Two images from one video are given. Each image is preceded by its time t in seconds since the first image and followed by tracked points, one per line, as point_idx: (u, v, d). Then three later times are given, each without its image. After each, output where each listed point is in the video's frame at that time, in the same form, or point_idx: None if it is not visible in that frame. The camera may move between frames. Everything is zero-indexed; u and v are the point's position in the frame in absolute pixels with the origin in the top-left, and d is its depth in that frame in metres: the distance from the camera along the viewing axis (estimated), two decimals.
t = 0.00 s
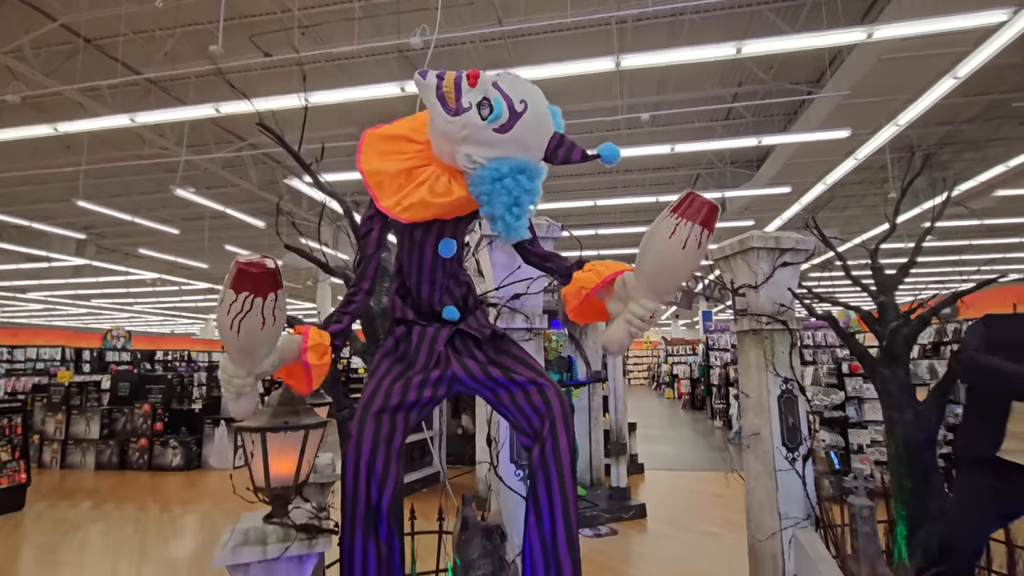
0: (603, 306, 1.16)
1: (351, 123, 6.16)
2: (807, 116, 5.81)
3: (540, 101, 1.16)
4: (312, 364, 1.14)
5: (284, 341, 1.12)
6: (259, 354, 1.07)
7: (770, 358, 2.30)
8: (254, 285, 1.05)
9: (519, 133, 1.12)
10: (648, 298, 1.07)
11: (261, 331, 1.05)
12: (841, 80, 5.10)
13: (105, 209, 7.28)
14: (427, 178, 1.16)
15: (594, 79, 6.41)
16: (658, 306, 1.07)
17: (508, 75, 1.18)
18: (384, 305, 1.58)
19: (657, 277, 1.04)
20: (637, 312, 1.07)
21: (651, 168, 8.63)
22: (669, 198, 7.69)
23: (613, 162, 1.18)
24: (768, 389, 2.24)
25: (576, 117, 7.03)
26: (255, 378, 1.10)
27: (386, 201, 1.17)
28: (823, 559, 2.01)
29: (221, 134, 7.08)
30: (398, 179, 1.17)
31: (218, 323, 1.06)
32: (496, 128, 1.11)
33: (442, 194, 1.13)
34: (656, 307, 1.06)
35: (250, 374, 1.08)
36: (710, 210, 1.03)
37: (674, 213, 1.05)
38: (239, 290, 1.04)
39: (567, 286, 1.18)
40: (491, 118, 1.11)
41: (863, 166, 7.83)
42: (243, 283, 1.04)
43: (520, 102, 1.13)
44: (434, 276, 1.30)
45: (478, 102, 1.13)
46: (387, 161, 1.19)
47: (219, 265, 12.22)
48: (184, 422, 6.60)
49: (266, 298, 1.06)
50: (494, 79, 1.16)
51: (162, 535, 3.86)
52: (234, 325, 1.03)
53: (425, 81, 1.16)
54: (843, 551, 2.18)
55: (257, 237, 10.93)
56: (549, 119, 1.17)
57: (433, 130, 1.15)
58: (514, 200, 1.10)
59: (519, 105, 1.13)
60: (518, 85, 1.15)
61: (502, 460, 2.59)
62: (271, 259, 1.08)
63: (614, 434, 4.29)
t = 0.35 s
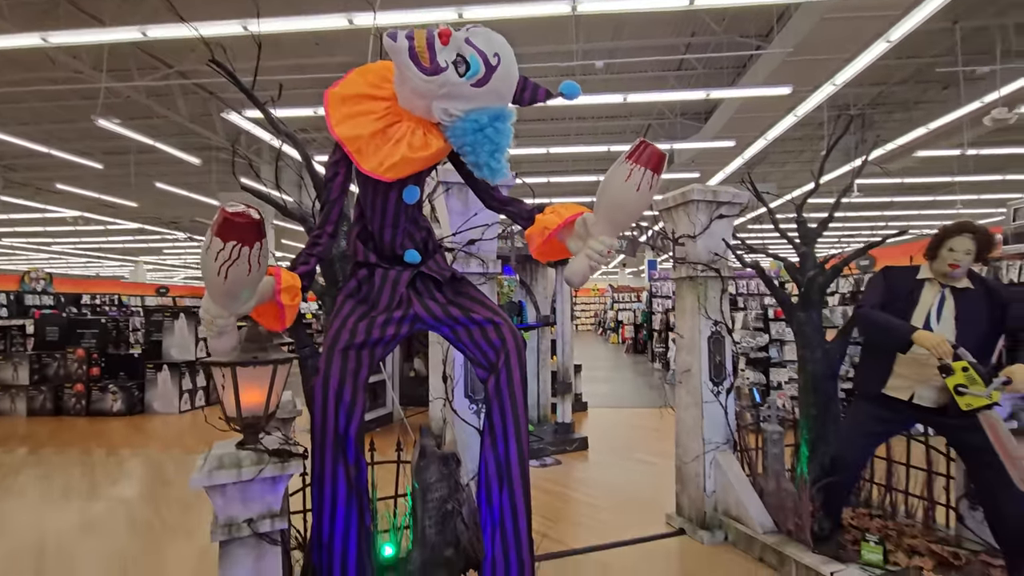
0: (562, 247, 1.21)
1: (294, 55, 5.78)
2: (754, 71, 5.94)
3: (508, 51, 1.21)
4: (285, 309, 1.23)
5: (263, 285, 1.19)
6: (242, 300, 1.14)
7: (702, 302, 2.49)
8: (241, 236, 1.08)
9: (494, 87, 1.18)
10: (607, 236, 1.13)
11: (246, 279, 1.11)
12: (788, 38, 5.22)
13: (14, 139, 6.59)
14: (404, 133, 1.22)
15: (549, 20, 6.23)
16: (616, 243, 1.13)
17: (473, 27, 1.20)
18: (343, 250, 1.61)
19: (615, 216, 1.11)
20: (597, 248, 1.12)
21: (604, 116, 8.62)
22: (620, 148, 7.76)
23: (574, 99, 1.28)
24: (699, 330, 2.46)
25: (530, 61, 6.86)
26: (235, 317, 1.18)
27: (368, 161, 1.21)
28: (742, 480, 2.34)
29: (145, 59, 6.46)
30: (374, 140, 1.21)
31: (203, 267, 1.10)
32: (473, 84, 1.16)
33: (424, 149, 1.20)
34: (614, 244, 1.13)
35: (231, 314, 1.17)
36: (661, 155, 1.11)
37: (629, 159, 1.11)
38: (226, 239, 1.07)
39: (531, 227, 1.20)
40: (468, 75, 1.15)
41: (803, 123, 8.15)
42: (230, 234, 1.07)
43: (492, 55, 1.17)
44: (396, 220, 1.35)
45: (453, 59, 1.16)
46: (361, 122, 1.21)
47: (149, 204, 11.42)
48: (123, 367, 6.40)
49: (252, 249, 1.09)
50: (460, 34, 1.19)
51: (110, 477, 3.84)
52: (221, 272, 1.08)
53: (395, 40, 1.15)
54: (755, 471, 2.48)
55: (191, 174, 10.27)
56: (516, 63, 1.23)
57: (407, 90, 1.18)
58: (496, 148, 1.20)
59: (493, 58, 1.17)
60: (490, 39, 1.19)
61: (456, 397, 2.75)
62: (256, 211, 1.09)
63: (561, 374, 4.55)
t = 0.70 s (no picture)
0: (518, 211, 1.29)
1: (244, 3, 5.47)
2: (717, 34, 5.97)
3: (463, 16, 1.25)
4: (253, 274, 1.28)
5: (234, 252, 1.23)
6: (214, 267, 1.19)
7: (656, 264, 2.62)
8: (213, 211, 1.11)
9: (458, 57, 1.24)
10: (557, 201, 1.21)
11: (219, 250, 1.15)
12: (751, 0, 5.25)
13: None
14: (373, 109, 1.27)
15: None
16: (564, 208, 1.21)
17: None
18: (306, 214, 1.64)
19: (563, 183, 1.18)
20: (548, 213, 1.20)
21: (571, 76, 8.52)
22: (586, 109, 7.72)
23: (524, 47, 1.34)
24: (652, 290, 2.60)
25: (495, 16, 6.67)
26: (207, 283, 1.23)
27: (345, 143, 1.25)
28: (687, 427, 2.54)
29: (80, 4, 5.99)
30: (348, 120, 1.25)
31: (176, 237, 1.13)
32: (438, 56, 1.22)
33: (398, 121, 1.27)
34: (563, 207, 1.21)
35: (203, 280, 1.22)
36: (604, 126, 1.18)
37: (575, 129, 1.18)
38: (198, 213, 1.11)
39: (487, 194, 1.28)
40: (431, 48, 1.20)
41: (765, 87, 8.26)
42: (202, 208, 1.10)
43: (451, 24, 1.22)
44: (357, 186, 1.40)
45: (415, 35, 1.20)
46: (331, 106, 1.24)
47: (93, 162, 10.79)
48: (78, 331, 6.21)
49: (223, 222, 1.13)
50: (416, 7, 1.22)
51: (74, 440, 3.81)
52: (195, 244, 1.12)
53: (358, 26, 1.19)
54: (700, 420, 2.68)
55: (137, 129, 9.71)
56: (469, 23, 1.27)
57: (374, 68, 1.22)
58: (465, 109, 1.30)
59: (452, 27, 1.22)
60: (446, 8, 1.22)
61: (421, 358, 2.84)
62: (227, 185, 1.12)
63: (525, 334, 4.67)
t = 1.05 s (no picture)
0: (469, 199, 1.40)
1: None
2: (691, 16, 6.02)
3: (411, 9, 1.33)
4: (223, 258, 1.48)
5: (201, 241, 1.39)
6: (187, 255, 1.34)
7: (621, 244, 2.73)
8: (182, 203, 1.27)
9: (414, 48, 1.34)
10: (503, 192, 1.33)
11: (189, 239, 1.31)
12: None
13: None
14: (343, 108, 1.35)
15: None
16: (510, 198, 1.34)
17: None
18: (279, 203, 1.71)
19: (509, 176, 1.30)
20: (495, 204, 1.33)
21: (550, 59, 8.51)
22: (565, 93, 7.73)
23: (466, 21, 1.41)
24: (618, 270, 2.72)
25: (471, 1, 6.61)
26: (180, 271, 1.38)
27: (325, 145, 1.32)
28: (652, 399, 2.69)
29: None
30: (324, 123, 1.32)
31: (148, 230, 1.28)
32: (397, 52, 1.31)
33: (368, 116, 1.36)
34: (509, 197, 1.34)
35: (176, 269, 1.36)
36: (545, 121, 1.29)
37: (519, 126, 1.28)
38: (168, 206, 1.26)
39: (441, 184, 1.39)
40: (390, 46, 1.29)
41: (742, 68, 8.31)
42: (172, 203, 1.26)
43: (404, 19, 1.30)
44: (323, 176, 1.48)
45: (373, 38, 1.28)
46: (305, 114, 1.31)
47: (67, 152, 10.59)
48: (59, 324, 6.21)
49: (191, 213, 1.29)
50: (365, 10, 1.29)
51: (60, 430, 3.87)
52: (166, 234, 1.27)
53: (319, 38, 1.26)
54: (666, 393, 2.81)
55: (111, 119, 9.55)
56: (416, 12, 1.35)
57: (340, 72, 1.30)
58: (425, 90, 1.43)
59: (404, 23, 1.30)
60: (395, 5, 1.30)
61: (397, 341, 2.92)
62: (194, 181, 1.28)
63: (503, 317, 4.73)
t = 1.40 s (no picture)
0: (434, 198, 1.50)
1: None
2: (676, 6, 6.04)
3: (365, 13, 1.41)
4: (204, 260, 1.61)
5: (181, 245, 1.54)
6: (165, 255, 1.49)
7: (602, 235, 2.81)
8: (154, 205, 1.44)
9: (375, 51, 1.44)
10: (464, 189, 1.43)
11: (165, 237, 1.47)
12: None
13: None
14: (322, 117, 1.48)
15: None
16: (471, 194, 1.44)
17: (326, 14, 1.38)
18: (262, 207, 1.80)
19: (469, 173, 1.41)
20: (458, 200, 1.43)
21: (539, 52, 8.52)
22: (554, 86, 7.76)
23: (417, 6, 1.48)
24: (599, 261, 2.80)
25: None
26: (163, 272, 1.52)
27: (316, 156, 1.47)
28: (635, 385, 2.79)
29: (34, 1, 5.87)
30: (309, 136, 1.46)
31: (128, 232, 1.45)
32: (361, 59, 1.41)
33: (346, 122, 1.50)
34: (470, 192, 1.45)
35: (158, 269, 1.51)
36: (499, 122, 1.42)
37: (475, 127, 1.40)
38: (144, 208, 1.43)
39: (408, 182, 1.48)
40: (354, 55, 1.39)
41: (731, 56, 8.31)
42: (145, 204, 1.43)
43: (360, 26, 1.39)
44: (302, 180, 1.55)
45: (338, 52, 1.37)
46: (291, 133, 1.43)
47: (61, 160, 10.64)
48: (61, 331, 6.30)
49: (164, 214, 1.46)
50: (323, 27, 1.37)
51: (66, 433, 3.97)
52: (143, 233, 1.44)
53: (291, 65, 1.36)
54: (649, 378, 2.91)
55: (105, 126, 9.60)
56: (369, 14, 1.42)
57: (314, 87, 1.41)
58: (393, 82, 1.55)
59: (361, 30, 1.39)
60: (350, 15, 1.37)
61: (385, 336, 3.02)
62: (166, 185, 1.45)
63: (494, 310, 4.90)
